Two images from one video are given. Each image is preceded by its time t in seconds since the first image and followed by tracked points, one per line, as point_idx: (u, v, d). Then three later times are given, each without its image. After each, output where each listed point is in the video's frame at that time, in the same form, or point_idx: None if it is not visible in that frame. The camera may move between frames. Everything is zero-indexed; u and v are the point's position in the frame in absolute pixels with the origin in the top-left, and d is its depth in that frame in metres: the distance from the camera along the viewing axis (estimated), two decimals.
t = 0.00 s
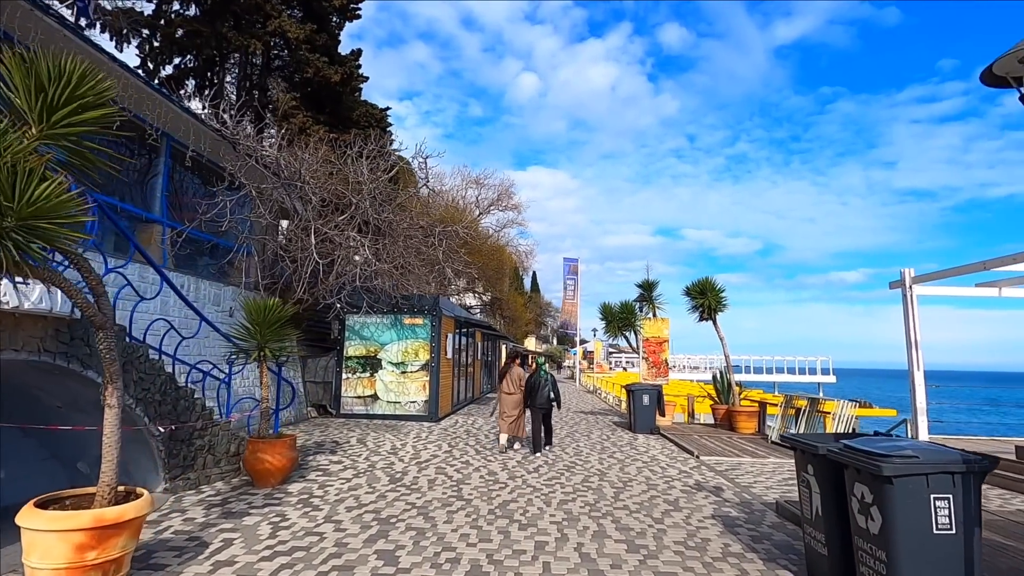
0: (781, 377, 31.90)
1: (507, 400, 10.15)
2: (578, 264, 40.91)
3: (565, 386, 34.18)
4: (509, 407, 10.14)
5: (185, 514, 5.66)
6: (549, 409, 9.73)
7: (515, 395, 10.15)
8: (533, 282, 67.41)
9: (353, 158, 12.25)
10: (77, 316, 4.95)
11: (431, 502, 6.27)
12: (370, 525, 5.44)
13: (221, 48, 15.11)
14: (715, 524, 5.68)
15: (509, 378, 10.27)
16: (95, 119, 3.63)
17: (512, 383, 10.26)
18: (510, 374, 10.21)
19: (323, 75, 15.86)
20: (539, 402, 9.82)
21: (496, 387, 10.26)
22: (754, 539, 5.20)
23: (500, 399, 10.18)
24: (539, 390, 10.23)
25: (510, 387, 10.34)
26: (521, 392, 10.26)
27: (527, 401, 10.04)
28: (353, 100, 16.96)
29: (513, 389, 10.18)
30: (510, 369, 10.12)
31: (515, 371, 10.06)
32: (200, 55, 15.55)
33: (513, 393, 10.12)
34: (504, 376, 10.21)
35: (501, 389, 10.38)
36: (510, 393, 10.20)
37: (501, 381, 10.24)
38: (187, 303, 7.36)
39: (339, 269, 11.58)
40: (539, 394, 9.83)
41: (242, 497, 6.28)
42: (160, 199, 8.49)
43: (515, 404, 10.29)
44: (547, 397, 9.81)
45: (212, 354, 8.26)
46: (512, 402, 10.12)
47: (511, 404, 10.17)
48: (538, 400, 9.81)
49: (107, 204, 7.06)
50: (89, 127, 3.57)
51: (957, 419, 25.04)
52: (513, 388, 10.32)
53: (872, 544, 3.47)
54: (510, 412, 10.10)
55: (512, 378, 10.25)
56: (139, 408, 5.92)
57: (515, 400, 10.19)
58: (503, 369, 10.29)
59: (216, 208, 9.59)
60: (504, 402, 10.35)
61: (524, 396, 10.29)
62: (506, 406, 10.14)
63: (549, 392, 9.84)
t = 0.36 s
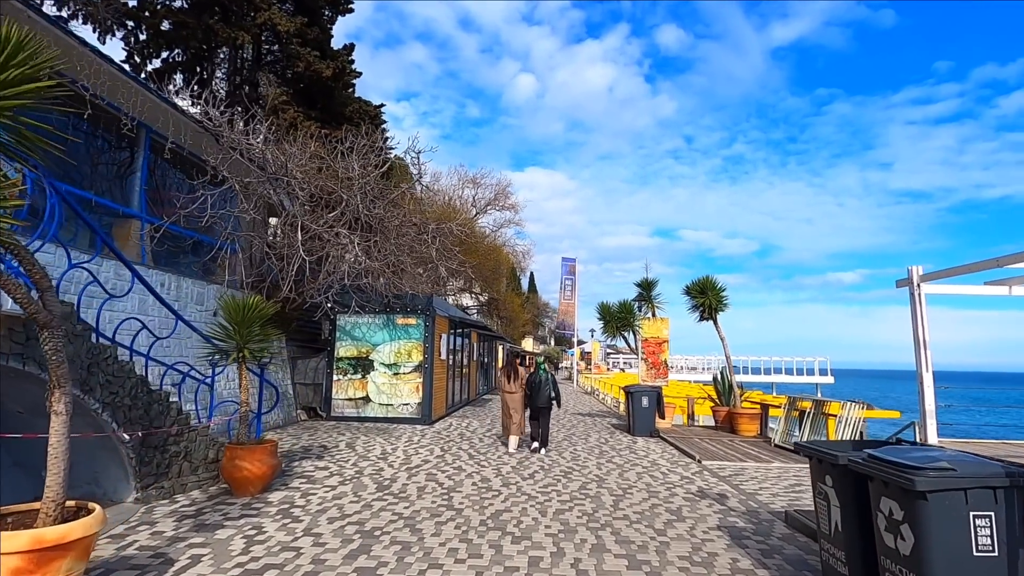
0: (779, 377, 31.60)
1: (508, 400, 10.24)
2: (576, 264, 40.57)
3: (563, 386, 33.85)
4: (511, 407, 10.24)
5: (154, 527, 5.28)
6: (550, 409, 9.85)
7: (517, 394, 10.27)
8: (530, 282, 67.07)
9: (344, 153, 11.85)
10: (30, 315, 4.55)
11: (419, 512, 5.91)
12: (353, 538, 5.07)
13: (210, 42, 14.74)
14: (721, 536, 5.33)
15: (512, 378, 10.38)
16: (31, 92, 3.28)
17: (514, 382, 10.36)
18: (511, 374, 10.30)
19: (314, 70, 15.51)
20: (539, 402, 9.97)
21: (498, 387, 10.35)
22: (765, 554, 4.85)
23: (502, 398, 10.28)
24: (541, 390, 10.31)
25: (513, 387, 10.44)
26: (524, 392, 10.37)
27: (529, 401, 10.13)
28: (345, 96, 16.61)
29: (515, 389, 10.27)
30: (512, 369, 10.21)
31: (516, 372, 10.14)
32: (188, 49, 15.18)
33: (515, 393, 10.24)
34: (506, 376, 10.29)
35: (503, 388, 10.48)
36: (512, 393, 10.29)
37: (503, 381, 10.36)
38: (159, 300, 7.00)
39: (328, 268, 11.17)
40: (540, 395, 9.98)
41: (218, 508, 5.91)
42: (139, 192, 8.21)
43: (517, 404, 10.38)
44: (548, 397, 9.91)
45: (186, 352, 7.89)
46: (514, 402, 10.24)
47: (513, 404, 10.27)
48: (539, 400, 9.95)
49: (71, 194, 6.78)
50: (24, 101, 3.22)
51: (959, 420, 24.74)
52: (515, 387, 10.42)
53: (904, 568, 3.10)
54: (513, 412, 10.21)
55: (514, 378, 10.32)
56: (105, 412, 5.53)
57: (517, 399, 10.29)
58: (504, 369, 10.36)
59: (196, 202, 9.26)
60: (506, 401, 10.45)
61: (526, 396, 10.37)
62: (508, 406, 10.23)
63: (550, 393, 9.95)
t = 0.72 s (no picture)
0: (781, 379, 31.19)
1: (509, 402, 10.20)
2: (575, 264, 40.16)
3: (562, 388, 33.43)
4: (511, 409, 10.20)
5: (120, 542, 4.85)
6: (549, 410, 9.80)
7: (517, 396, 10.23)
8: (530, 283, 66.62)
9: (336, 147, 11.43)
10: None
11: (409, 525, 5.49)
12: (335, 556, 4.65)
13: (201, 34, 14.33)
14: (736, 553, 4.91)
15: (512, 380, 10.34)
16: None
17: (514, 384, 10.31)
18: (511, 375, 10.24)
19: (308, 64, 15.10)
20: (539, 404, 9.94)
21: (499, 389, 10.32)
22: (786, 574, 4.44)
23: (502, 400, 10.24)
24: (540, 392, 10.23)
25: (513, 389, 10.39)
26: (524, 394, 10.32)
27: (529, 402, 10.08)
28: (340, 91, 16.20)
29: (516, 391, 10.23)
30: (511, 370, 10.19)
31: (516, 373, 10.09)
32: (178, 42, 14.76)
33: (514, 395, 10.20)
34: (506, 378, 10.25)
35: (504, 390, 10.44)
36: (513, 395, 10.24)
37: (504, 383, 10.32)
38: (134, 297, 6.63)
39: (319, 266, 10.75)
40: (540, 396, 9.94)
41: (193, 521, 5.48)
42: (119, 185, 7.81)
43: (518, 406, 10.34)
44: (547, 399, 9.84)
45: (168, 354, 7.80)
46: (514, 404, 10.20)
47: (513, 406, 10.23)
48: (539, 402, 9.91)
49: (35, 180, 6.39)
50: None
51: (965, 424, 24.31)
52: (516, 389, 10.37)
53: None
54: (513, 414, 10.16)
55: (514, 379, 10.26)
56: (70, 417, 5.14)
57: (518, 401, 10.24)
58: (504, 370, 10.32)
59: (179, 195, 8.85)
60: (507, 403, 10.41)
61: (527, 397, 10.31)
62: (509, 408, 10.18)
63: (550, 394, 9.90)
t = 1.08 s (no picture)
0: (777, 381, 30.95)
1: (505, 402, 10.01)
2: (571, 265, 39.82)
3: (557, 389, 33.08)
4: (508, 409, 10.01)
5: (73, 558, 4.45)
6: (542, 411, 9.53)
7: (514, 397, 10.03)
8: (525, 284, 66.30)
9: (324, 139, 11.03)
10: None
11: (391, 537, 5.11)
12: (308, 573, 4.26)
13: (187, 24, 13.91)
14: (741, 568, 4.55)
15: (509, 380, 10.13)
16: None
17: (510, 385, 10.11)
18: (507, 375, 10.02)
19: (298, 56, 14.70)
20: (533, 405, 9.70)
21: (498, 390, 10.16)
22: None
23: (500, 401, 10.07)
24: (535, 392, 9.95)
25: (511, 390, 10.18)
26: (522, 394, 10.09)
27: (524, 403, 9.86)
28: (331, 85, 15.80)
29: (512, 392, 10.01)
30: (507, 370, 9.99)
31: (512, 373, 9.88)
32: (164, 32, 14.33)
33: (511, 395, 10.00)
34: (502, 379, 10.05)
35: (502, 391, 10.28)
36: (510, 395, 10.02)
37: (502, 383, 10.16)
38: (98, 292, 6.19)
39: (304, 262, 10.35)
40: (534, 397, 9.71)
41: (157, 532, 5.08)
42: (91, 176, 7.41)
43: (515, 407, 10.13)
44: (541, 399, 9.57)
45: (129, 353, 7.30)
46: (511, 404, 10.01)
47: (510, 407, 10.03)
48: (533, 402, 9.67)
49: None
50: None
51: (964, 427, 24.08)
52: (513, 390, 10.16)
53: None
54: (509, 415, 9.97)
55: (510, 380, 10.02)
56: (24, 421, 4.78)
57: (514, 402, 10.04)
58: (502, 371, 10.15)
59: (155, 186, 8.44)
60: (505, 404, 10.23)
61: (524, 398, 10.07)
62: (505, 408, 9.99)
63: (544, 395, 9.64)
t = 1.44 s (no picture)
0: (771, 382, 30.69)
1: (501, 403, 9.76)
2: (565, 266, 39.45)
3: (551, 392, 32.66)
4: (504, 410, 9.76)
5: None
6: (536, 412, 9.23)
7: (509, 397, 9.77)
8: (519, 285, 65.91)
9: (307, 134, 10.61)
10: None
11: (367, 556, 4.71)
12: None
13: (168, 17, 13.45)
14: None
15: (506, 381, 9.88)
16: None
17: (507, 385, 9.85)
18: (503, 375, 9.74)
19: (282, 51, 14.26)
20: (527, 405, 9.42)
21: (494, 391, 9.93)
22: None
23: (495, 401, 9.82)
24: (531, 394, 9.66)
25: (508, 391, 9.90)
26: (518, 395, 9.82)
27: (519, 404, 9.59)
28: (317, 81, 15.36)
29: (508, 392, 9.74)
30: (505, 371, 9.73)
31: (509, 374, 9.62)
32: (145, 26, 13.86)
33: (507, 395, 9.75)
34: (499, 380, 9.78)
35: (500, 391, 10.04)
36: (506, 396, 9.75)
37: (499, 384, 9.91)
38: (52, 292, 5.69)
39: (285, 261, 9.92)
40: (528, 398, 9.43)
41: (111, 553, 4.66)
42: (56, 170, 7.02)
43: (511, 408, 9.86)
44: (536, 400, 9.27)
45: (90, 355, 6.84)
46: (507, 405, 9.75)
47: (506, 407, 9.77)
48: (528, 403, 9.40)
49: None
50: None
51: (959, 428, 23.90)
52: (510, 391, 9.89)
53: None
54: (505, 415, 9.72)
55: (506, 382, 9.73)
56: None
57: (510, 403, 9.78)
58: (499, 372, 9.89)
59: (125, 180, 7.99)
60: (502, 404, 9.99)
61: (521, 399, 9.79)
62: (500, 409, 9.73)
63: (539, 396, 9.36)
